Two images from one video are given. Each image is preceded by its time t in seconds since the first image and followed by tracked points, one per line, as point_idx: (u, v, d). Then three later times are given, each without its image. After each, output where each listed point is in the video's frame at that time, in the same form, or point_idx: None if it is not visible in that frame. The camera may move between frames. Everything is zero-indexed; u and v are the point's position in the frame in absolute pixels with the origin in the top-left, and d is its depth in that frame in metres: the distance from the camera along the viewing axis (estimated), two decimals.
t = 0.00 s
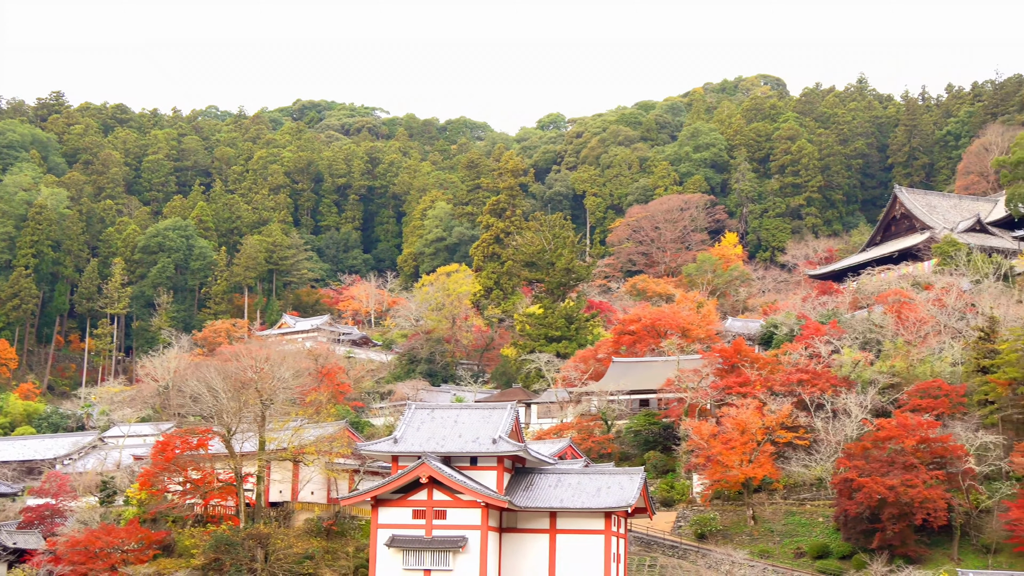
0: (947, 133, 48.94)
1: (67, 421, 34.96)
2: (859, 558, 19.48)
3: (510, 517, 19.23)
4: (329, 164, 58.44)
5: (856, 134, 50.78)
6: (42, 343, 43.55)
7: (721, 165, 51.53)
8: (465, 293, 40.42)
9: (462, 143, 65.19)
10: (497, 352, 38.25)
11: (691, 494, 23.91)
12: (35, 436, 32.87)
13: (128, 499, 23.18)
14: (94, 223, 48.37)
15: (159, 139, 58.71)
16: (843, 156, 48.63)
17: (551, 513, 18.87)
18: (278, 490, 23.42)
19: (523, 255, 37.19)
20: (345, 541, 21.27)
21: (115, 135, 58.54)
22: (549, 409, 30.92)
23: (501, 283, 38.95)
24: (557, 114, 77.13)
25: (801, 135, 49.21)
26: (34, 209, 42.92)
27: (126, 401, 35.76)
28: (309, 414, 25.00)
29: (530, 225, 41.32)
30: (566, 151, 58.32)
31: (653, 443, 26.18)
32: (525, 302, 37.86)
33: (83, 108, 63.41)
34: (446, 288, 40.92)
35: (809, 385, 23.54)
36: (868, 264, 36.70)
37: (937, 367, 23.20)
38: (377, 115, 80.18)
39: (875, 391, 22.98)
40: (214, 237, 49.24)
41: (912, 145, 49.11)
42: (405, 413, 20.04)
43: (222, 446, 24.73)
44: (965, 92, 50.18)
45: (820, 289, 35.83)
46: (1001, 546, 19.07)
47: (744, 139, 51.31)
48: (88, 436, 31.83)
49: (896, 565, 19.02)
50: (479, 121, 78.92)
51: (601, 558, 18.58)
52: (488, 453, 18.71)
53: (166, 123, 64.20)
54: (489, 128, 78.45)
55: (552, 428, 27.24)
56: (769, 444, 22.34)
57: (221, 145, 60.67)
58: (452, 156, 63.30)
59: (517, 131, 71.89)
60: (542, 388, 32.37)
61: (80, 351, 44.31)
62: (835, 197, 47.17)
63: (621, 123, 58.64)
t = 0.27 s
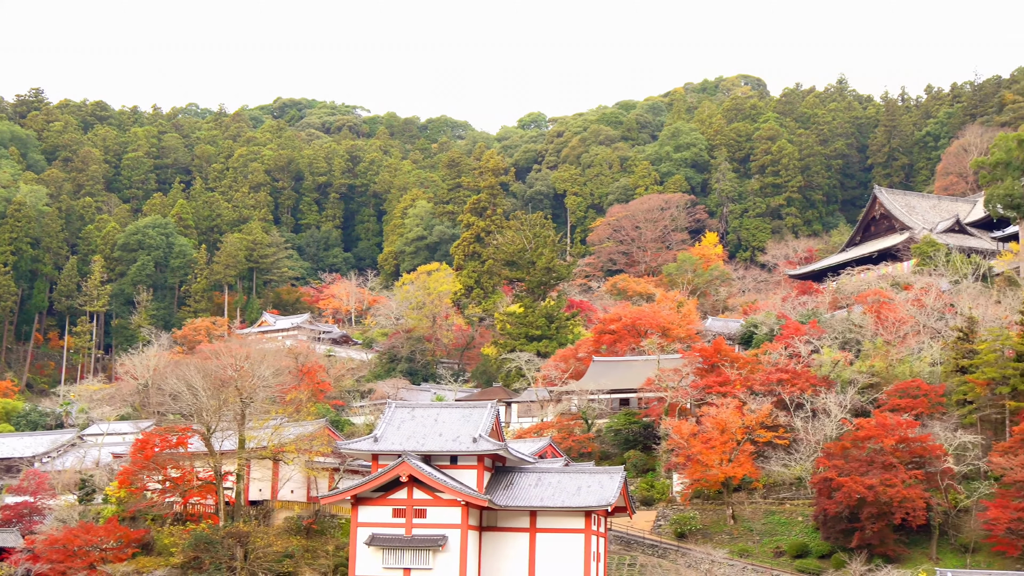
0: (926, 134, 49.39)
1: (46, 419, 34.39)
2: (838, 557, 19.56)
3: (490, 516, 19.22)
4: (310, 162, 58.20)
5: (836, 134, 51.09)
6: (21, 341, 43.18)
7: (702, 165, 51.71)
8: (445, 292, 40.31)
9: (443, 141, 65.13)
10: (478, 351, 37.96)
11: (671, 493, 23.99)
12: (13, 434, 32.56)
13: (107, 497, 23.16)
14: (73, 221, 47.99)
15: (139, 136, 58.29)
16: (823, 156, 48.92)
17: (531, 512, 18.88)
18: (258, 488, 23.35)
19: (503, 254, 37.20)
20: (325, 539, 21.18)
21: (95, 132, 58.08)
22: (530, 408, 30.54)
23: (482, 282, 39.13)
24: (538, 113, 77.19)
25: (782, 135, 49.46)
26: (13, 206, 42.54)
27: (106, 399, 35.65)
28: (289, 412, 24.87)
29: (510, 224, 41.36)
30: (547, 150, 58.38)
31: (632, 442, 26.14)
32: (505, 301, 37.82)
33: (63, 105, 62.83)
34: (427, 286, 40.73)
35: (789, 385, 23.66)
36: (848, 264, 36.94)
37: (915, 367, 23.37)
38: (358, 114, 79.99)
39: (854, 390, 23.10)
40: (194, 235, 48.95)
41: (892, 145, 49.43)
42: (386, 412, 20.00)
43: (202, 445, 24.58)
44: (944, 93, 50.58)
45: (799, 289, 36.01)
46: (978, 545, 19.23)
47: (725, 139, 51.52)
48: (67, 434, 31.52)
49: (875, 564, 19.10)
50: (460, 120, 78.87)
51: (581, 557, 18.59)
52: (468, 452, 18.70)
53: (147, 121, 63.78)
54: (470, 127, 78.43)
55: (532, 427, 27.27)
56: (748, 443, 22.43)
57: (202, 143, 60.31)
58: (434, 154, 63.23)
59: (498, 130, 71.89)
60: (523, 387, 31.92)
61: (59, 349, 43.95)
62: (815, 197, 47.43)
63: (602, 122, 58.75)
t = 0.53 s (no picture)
0: (907, 134, 49.76)
1: (26, 417, 34.16)
2: (819, 555, 19.67)
3: (472, 514, 19.21)
4: (292, 160, 57.92)
5: (818, 134, 51.36)
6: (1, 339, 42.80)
7: (685, 164, 51.84)
8: (428, 290, 39.74)
9: (426, 140, 65.06)
10: (460, 349, 38.25)
11: (653, 492, 24.05)
12: None
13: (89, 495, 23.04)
14: (54, 218, 47.59)
15: (121, 133, 57.86)
16: (805, 156, 49.16)
17: (513, 510, 18.89)
18: (239, 487, 23.20)
19: (486, 253, 37.40)
20: (307, 537, 21.09)
21: (76, 130, 57.62)
22: (512, 407, 30.54)
23: (465, 281, 39.17)
24: (521, 112, 77.22)
25: (764, 135, 49.65)
26: None
27: (87, 397, 35.11)
28: (271, 410, 24.76)
29: (493, 223, 41.36)
30: (530, 149, 58.41)
31: (614, 441, 26.26)
32: (488, 300, 37.77)
33: (44, 102, 62.36)
34: (409, 285, 40.28)
35: (771, 384, 23.78)
36: (829, 264, 37.13)
37: (896, 366, 23.51)
38: (341, 112, 79.77)
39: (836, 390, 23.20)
40: (176, 233, 48.66)
41: (874, 145, 49.73)
42: (368, 410, 19.94)
43: (183, 443, 24.44)
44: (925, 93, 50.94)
45: (781, 288, 36.18)
46: (959, 544, 19.37)
47: (707, 138, 51.69)
48: (48, 432, 31.14)
49: (856, 563, 19.23)
50: (443, 119, 78.79)
51: (563, 555, 18.62)
52: (450, 450, 18.67)
53: (128, 118, 63.33)
54: (453, 125, 78.39)
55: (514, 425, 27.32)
56: (730, 442, 22.50)
57: (184, 141, 59.95)
58: (416, 153, 63.15)
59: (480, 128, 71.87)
60: (506, 385, 31.96)
61: (40, 346, 43.62)
62: (797, 197, 47.66)
63: (585, 121, 58.82)
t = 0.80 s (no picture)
0: (897, 133, 49.99)
1: (16, 416, 34.19)
2: (810, 554, 19.72)
3: (462, 513, 19.19)
4: (283, 158, 57.73)
5: (808, 133, 51.49)
6: None
7: (675, 162, 51.90)
8: (418, 289, 39.98)
9: (417, 138, 65.00)
10: (451, 348, 38.54)
11: (643, 490, 24.11)
12: None
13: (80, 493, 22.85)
14: (44, 216, 47.37)
15: (110, 131, 57.60)
16: (795, 155, 49.27)
17: (504, 509, 18.88)
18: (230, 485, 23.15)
19: (477, 251, 37.49)
20: (298, 536, 21.07)
21: (66, 127, 57.33)
22: (503, 405, 30.70)
23: (455, 279, 39.03)
24: (512, 110, 77.20)
25: (754, 134, 49.73)
26: None
27: (77, 395, 35.01)
28: (262, 409, 24.72)
29: (483, 221, 41.32)
30: (520, 147, 58.42)
31: (605, 440, 26.35)
32: (478, 299, 37.72)
33: (33, 100, 62.02)
34: (399, 284, 40.63)
35: (762, 382, 23.81)
36: (819, 262, 37.23)
37: (886, 365, 23.58)
38: (331, 110, 79.62)
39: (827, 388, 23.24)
40: (166, 231, 48.51)
41: (864, 144, 49.87)
42: (358, 409, 19.91)
43: (174, 442, 24.37)
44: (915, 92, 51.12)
45: (771, 286, 36.27)
46: (949, 543, 19.45)
47: (698, 137, 51.77)
48: (38, 430, 30.96)
49: (846, 561, 19.32)
50: (433, 117, 78.73)
51: (554, 554, 18.63)
52: (441, 449, 18.66)
53: (118, 116, 63.06)
54: (443, 124, 78.35)
55: (505, 424, 27.24)
56: (721, 440, 22.53)
57: (174, 139, 59.73)
58: (407, 151, 63.09)
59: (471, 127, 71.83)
60: (496, 383, 31.98)
61: (29, 344, 43.35)
62: (788, 196, 47.76)
63: (575, 120, 58.84)
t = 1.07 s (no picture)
0: (890, 133, 50.10)
1: (7, 414, 34.54)
2: (802, 553, 19.76)
3: (455, 512, 19.17)
4: (276, 157, 57.55)
5: (801, 132, 51.56)
6: None
7: (668, 162, 51.92)
8: (412, 288, 39.95)
9: (410, 137, 64.96)
10: (444, 346, 38.55)
11: (636, 489, 24.16)
12: None
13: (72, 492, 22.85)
14: (37, 214, 47.20)
15: (103, 129, 57.42)
16: (788, 154, 49.34)
17: (496, 508, 18.87)
18: (222, 484, 22.81)
19: (470, 250, 37.89)
20: (291, 535, 21.10)
21: (58, 125, 57.13)
22: (496, 404, 30.51)
23: (449, 279, 39.11)
24: (505, 109, 77.20)
25: (748, 133, 49.77)
26: None
27: (69, 394, 34.78)
28: (255, 407, 24.68)
29: (477, 220, 41.27)
30: (514, 146, 58.43)
31: (598, 439, 26.39)
32: (471, 297, 37.74)
33: (26, 98, 61.79)
34: (393, 282, 40.52)
35: (754, 381, 23.84)
36: (812, 262, 37.28)
37: (879, 364, 23.63)
38: (325, 109, 79.51)
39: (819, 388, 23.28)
40: (159, 229, 48.39)
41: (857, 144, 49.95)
42: (351, 407, 19.87)
43: (166, 440, 24.34)
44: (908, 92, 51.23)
45: (764, 285, 36.32)
46: (941, 542, 19.50)
47: (691, 136, 51.82)
48: (30, 429, 30.96)
49: (838, 560, 19.38)
50: (427, 116, 78.69)
51: (546, 553, 18.63)
52: (434, 448, 18.63)
53: (111, 115, 62.85)
54: (437, 122, 78.33)
55: (498, 422, 27.07)
56: (714, 440, 22.58)
57: (167, 137, 59.57)
58: (400, 150, 63.04)
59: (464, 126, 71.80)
60: (489, 382, 31.97)
61: (21, 343, 43.02)
62: (781, 195, 47.83)
63: (568, 119, 58.86)
